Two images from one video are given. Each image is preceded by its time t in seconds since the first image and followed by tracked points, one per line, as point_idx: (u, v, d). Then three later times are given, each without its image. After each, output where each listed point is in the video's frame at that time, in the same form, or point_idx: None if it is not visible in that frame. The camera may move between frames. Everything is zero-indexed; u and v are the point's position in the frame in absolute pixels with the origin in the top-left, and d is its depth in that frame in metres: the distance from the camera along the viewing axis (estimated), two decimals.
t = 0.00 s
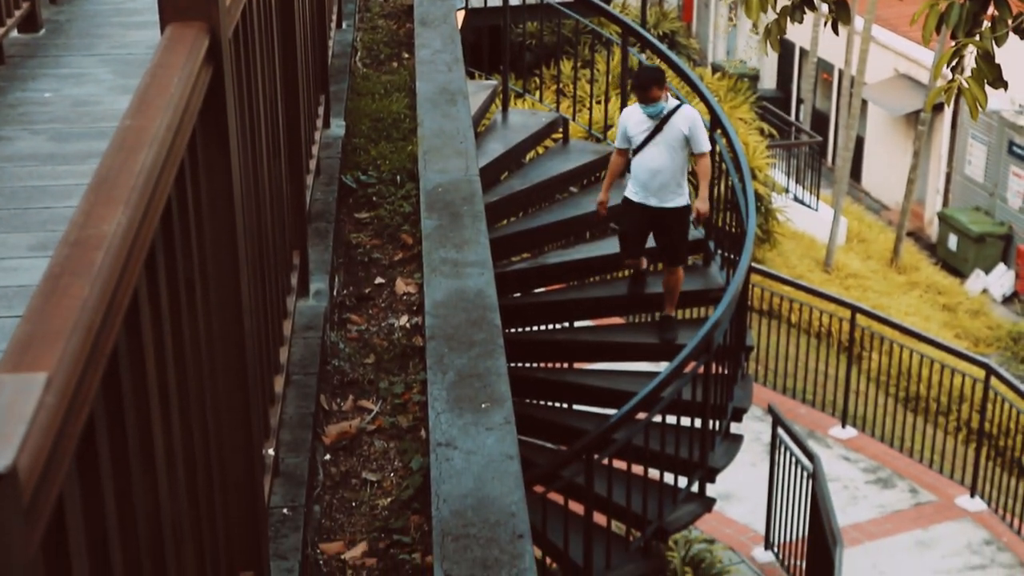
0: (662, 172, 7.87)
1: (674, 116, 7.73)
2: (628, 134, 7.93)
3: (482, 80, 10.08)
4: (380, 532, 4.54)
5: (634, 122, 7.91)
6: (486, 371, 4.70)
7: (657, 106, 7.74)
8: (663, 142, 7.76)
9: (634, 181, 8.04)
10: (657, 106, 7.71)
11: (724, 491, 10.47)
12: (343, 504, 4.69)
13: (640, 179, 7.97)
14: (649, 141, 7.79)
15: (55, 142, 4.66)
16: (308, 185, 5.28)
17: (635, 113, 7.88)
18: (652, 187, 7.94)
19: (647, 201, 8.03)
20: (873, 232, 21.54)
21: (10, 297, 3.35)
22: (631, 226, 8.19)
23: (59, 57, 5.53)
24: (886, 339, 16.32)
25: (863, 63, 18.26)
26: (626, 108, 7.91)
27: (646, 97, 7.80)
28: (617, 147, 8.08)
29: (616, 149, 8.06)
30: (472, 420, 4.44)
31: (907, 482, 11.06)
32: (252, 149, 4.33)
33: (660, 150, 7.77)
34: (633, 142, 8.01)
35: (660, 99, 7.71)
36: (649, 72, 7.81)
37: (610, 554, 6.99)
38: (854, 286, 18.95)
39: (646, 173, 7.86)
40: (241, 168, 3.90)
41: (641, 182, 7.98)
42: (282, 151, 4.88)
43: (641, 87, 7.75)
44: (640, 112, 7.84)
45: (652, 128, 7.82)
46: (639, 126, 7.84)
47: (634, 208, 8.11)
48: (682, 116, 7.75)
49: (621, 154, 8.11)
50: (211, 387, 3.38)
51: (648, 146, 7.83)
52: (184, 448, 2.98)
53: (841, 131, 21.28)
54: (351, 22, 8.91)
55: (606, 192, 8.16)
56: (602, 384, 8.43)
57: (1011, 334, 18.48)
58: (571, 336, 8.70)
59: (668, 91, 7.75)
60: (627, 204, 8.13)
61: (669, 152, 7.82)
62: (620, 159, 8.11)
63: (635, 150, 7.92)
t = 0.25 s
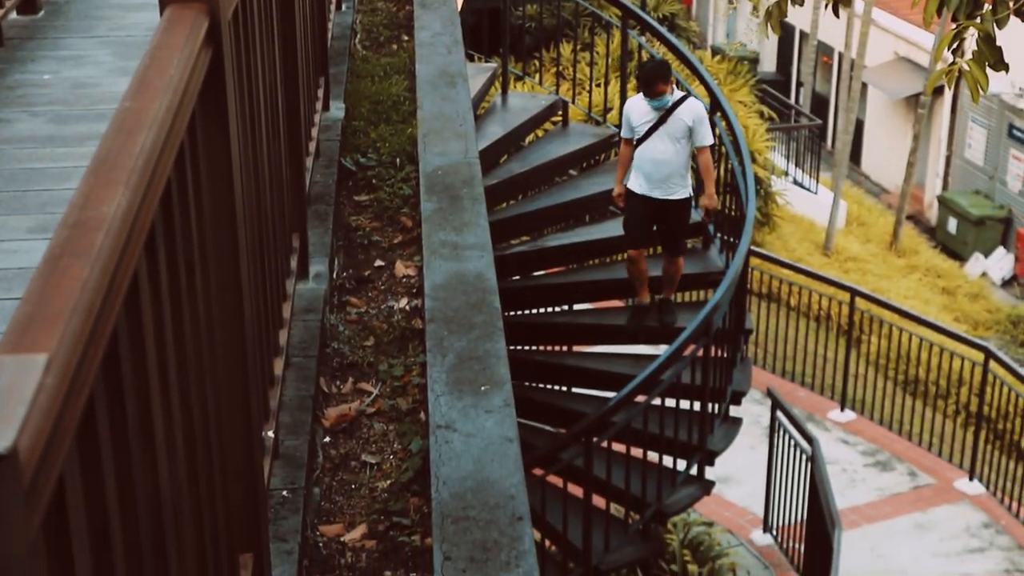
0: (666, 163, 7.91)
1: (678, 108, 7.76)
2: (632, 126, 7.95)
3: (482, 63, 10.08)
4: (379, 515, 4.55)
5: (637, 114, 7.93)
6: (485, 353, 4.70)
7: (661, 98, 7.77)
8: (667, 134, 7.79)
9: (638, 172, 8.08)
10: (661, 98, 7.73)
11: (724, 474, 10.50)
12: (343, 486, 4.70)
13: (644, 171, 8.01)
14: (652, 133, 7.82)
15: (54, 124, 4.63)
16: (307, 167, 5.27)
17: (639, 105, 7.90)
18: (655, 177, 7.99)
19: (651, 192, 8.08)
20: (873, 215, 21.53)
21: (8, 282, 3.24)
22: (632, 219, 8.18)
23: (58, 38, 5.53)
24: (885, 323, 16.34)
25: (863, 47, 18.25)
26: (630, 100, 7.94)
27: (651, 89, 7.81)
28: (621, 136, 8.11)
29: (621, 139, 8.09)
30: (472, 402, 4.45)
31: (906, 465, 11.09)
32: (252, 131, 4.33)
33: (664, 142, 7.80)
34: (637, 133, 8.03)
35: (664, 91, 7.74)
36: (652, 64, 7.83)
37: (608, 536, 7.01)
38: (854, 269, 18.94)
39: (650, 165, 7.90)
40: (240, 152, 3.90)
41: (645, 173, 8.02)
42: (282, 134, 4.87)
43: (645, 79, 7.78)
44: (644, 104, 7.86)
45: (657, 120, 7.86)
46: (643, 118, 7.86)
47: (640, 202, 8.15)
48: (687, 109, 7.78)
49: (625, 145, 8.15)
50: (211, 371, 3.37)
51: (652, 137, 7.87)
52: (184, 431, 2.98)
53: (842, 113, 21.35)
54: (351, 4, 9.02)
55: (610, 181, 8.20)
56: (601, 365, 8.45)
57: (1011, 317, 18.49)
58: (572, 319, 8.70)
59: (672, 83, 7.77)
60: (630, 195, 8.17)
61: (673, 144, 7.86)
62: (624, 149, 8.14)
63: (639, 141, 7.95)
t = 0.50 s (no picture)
0: (661, 164, 7.77)
1: (672, 107, 7.62)
2: (625, 127, 7.80)
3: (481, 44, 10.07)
4: (379, 496, 4.55)
5: (631, 114, 7.78)
6: (485, 334, 4.71)
7: (655, 95, 7.62)
8: (662, 133, 7.66)
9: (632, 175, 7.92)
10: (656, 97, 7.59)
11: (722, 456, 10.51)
12: (343, 467, 4.70)
13: (640, 173, 7.86)
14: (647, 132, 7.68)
15: (53, 105, 4.61)
16: (307, 150, 5.27)
17: (633, 105, 7.76)
18: (650, 180, 7.83)
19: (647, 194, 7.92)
20: (871, 197, 21.53)
21: (7, 259, 3.16)
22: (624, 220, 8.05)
23: (57, 20, 5.52)
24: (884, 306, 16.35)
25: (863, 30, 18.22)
26: (623, 100, 7.80)
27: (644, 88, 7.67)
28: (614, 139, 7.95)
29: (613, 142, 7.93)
30: (471, 384, 4.45)
31: (904, 447, 11.10)
32: (252, 111, 4.32)
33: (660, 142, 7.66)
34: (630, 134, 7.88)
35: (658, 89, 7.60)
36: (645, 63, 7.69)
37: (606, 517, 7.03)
38: (853, 251, 18.93)
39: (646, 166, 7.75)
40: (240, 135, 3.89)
41: (640, 176, 7.87)
42: (281, 115, 4.86)
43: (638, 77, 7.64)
44: (638, 104, 7.71)
45: (651, 120, 7.71)
46: (637, 118, 7.71)
47: (634, 206, 7.98)
48: (682, 108, 7.65)
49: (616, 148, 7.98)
50: (210, 353, 3.36)
51: (647, 138, 7.72)
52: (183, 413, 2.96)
53: (841, 94, 21.40)
54: None
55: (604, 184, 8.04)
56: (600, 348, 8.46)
57: (1009, 299, 18.50)
58: (571, 301, 8.71)
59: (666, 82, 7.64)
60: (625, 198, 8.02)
61: (668, 143, 7.72)
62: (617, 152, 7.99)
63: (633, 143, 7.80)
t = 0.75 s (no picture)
0: (649, 174, 7.84)
1: (660, 117, 7.69)
2: (615, 135, 7.87)
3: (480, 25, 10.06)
4: (379, 476, 4.55)
5: (621, 123, 7.85)
6: (483, 314, 4.71)
7: (641, 104, 7.69)
8: (650, 143, 7.73)
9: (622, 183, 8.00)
10: (643, 106, 7.65)
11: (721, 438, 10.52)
12: (342, 448, 4.71)
13: (629, 181, 7.94)
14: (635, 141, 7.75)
15: (52, 85, 4.60)
16: (307, 130, 5.26)
17: (622, 114, 7.82)
18: (638, 189, 7.91)
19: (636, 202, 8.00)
20: (871, 179, 21.53)
21: (6, 241, 3.15)
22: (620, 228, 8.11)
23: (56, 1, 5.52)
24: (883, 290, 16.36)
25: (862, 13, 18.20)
26: (613, 109, 7.87)
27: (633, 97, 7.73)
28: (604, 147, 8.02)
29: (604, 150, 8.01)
30: (470, 364, 4.46)
31: (903, 429, 11.12)
32: (252, 92, 4.32)
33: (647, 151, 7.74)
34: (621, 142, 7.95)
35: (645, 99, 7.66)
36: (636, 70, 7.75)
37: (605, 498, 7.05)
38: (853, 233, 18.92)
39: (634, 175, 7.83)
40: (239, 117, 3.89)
41: (629, 184, 7.94)
42: (280, 97, 4.86)
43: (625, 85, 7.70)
44: (627, 113, 7.78)
45: (639, 129, 7.79)
46: (626, 126, 7.79)
47: (623, 213, 8.08)
48: (670, 118, 7.70)
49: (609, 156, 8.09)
50: (209, 334, 3.36)
51: (635, 147, 7.80)
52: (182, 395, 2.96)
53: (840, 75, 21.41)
54: None
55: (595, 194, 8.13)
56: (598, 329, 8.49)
57: (1009, 281, 18.51)
58: (570, 282, 8.72)
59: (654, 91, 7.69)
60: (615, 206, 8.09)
61: (656, 153, 7.79)
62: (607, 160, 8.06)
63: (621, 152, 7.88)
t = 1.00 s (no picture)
0: (636, 176, 7.76)
1: (649, 120, 7.58)
2: (611, 133, 7.84)
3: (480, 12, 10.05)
4: (378, 462, 4.56)
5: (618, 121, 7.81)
6: (482, 300, 4.72)
7: (633, 105, 7.62)
8: (637, 145, 7.65)
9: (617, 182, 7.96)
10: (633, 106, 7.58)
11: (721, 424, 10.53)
12: (342, 433, 4.71)
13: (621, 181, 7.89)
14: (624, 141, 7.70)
15: (51, 70, 4.59)
16: (306, 115, 5.26)
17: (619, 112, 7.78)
18: (626, 190, 7.85)
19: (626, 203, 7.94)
20: (871, 165, 21.52)
21: (6, 226, 3.15)
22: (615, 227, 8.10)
23: None
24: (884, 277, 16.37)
25: None
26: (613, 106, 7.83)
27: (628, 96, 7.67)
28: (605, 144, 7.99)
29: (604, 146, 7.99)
30: (469, 350, 4.46)
31: (903, 415, 11.13)
32: (251, 79, 4.32)
33: (633, 152, 7.66)
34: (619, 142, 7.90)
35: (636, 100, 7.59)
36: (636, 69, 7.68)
37: (605, 483, 7.07)
38: (853, 219, 18.91)
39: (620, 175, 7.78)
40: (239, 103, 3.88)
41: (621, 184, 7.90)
42: (280, 84, 4.86)
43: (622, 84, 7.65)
44: (621, 112, 7.72)
45: (632, 128, 7.71)
46: (619, 125, 7.74)
47: (616, 211, 8.05)
48: (662, 122, 7.57)
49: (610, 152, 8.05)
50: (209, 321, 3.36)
51: (626, 147, 7.74)
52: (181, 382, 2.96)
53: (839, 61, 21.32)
54: None
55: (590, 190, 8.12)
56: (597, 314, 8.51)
57: (1009, 267, 18.52)
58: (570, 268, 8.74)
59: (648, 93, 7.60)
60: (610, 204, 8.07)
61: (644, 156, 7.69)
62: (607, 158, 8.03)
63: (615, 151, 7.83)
